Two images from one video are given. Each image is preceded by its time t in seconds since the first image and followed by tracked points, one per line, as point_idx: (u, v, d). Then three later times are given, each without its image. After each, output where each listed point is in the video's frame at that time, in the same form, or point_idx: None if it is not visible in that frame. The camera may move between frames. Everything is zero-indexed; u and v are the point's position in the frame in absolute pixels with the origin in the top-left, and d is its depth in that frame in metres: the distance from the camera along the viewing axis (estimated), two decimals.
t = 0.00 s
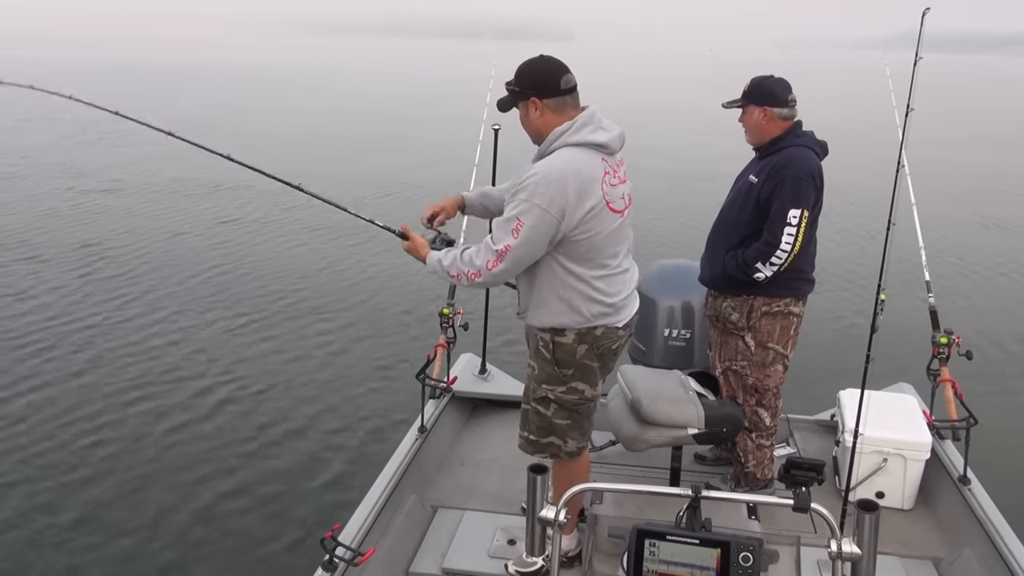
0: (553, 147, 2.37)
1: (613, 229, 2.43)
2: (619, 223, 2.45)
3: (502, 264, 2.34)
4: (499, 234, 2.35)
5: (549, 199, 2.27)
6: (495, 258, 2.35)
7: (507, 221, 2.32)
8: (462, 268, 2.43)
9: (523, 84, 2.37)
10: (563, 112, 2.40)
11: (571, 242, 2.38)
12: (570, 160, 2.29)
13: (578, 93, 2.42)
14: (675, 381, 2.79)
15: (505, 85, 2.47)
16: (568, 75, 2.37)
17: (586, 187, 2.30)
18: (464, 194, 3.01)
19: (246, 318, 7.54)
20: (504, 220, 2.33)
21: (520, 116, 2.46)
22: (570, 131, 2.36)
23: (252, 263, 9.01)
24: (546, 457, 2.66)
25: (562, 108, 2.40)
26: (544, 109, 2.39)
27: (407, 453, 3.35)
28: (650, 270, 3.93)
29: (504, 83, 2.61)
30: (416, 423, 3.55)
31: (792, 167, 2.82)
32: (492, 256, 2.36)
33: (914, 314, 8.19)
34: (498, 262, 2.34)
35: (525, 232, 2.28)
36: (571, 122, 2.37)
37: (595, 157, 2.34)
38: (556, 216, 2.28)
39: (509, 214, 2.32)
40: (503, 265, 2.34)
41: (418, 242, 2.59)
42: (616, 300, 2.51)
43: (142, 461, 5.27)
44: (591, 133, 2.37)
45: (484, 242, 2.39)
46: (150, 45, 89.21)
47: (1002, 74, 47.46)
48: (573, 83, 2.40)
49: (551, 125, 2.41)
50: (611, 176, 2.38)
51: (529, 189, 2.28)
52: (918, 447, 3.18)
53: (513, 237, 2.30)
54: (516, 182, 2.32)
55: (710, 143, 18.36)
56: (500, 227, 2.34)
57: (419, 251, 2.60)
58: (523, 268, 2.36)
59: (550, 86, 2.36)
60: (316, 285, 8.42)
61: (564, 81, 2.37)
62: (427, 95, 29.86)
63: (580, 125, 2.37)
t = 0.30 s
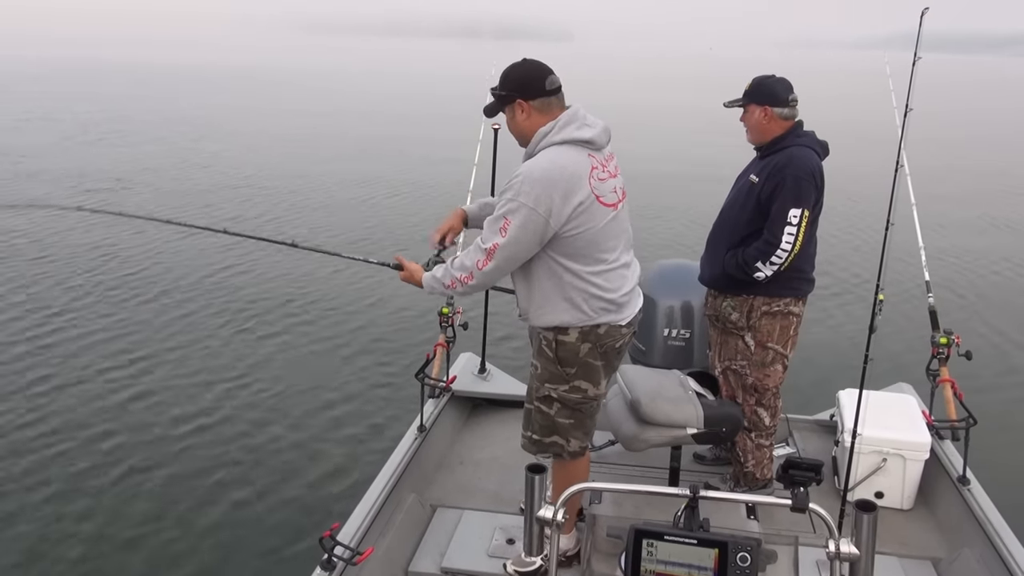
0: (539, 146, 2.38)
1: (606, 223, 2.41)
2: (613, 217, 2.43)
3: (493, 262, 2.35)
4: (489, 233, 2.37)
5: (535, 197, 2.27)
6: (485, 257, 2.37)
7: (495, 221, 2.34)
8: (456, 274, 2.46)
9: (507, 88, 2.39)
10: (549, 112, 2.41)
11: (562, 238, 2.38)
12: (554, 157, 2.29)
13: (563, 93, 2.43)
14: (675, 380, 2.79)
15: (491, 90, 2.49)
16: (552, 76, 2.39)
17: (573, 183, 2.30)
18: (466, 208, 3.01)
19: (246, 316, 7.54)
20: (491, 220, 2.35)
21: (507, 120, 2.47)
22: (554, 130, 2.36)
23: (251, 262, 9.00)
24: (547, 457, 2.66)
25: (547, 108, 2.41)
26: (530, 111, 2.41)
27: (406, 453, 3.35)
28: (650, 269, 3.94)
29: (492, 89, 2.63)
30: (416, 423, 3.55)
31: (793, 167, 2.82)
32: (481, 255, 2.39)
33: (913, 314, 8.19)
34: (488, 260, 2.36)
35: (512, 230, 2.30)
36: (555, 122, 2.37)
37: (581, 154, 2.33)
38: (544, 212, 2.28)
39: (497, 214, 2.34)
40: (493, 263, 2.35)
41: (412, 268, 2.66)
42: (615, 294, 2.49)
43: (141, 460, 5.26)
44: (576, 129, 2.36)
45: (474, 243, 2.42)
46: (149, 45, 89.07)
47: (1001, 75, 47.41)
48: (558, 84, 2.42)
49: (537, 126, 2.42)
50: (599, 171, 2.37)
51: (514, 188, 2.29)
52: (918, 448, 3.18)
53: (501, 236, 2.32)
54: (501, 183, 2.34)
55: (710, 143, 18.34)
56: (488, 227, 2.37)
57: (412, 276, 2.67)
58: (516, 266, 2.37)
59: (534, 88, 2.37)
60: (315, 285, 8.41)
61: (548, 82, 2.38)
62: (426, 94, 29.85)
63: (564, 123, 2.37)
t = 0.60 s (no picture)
0: (532, 149, 2.38)
1: (603, 221, 2.40)
2: (609, 214, 2.42)
3: (491, 267, 2.36)
4: (486, 237, 2.38)
5: (527, 199, 2.27)
6: (483, 262, 2.38)
7: (490, 225, 2.35)
8: (457, 283, 2.46)
9: (498, 92, 2.40)
10: (540, 115, 2.42)
11: (559, 239, 2.37)
12: (545, 158, 2.29)
13: (554, 95, 2.44)
14: (677, 381, 2.79)
15: (483, 96, 2.51)
16: (542, 79, 2.40)
17: (565, 183, 2.29)
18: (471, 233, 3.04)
19: (246, 314, 7.53)
20: (487, 224, 2.37)
21: (500, 126, 2.48)
22: (545, 131, 2.37)
23: (251, 260, 8.98)
24: (550, 457, 2.66)
25: (538, 112, 2.42)
26: (522, 114, 2.41)
27: (406, 451, 3.35)
28: (651, 268, 3.93)
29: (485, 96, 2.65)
30: (416, 422, 3.55)
31: (796, 165, 2.81)
32: (480, 260, 2.39)
33: (914, 313, 8.18)
34: (487, 265, 2.37)
35: (507, 234, 2.31)
36: (546, 123, 2.37)
37: (573, 153, 2.33)
38: (537, 214, 2.29)
39: (492, 219, 2.36)
40: (491, 267, 2.36)
41: (417, 287, 2.66)
42: (617, 292, 2.48)
43: (140, 459, 5.26)
44: (568, 130, 2.35)
45: (472, 250, 2.43)
46: (147, 44, 88.83)
47: (1001, 74, 47.29)
48: (549, 86, 2.42)
49: (529, 129, 2.43)
50: (592, 169, 2.36)
51: (507, 192, 2.30)
52: (919, 447, 3.18)
53: (497, 240, 2.33)
54: (494, 189, 2.35)
55: (711, 142, 18.30)
56: (485, 232, 2.38)
57: (419, 295, 2.67)
58: (514, 268, 2.37)
59: (525, 91, 2.37)
60: (315, 283, 8.40)
61: (538, 85, 2.38)
62: (425, 94, 29.81)
63: (554, 124, 2.37)
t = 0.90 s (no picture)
0: (529, 153, 2.38)
1: (605, 220, 2.39)
2: (611, 213, 2.40)
3: (493, 271, 2.37)
4: (487, 242, 2.39)
5: (526, 203, 2.27)
6: (486, 265, 2.39)
7: (490, 231, 2.36)
8: (463, 288, 2.48)
9: (495, 99, 2.40)
10: (537, 118, 2.41)
11: (560, 241, 2.37)
12: (542, 161, 2.29)
13: (550, 98, 2.43)
14: (681, 380, 2.79)
15: (480, 103, 2.50)
16: (537, 82, 2.39)
17: (564, 185, 2.28)
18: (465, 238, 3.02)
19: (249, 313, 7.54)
20: (487, 229, 2.37)
21: (497, 130, 2.48)
22: (542, 135, 2.36)
23: (255, 259, 8.98)
24: (557, 457, 2.65)
25: (535, 115, 2.41)
26: (518, 119, 2.41)
27: (409, 450, 3.35)
28: (654, 268, 3.92)
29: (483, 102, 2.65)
30: (420, 421, 3.55)
31: (800, 164, 2.80)
32: (482, 264, 2.40)
33: (919, 313, 8.15)
34: (489, 268, 2.38)
35: (507, 238, 2.31)
36: (542, 126, 2.37)
37: (570, 155, 2.32)
38: (537, 217, 2.28)
39: (491, 224, 2.36)
40: (494, 271, 2.37)
41: (428, 300, 2.67)
42: (623, 290, 2.47)
43: (143, 459, 5.26)
44: (564, 131, 2.34)
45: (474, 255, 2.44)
46: (152, 44, 89.00)
47: (1007, 73, 47.07)
48: (545, 89, 2.42)
49: (526, 133, 2.42)
50: (591, 169, 2.35)
51: (505, 197, 2.30)
52: (924, 447, 3.17)
53: (498, 245, 2.33)
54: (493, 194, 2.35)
55: (716, 141, 18.28)
56: (485, 237, 2.39)
57: (430, 308, 2.67)
58: (517, 272, 2.38)
59: (520, 95, 2.37)
60: (319, 281, 8.39)
61: (534, 88, 2.38)
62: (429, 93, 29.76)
63: (551, 127, 2.36)
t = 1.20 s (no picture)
0: (528, 153, 2.36)
1: (606, 220, 2.37)
2: (613, 212, 2.39)
3: (499, 275, 2.36)
4: (492, 247, 2.39)
5: (527, 205, 2.26)
6: (491, 271, 2.37)
7: (494, 234, 2.35)
8: (468, 292, 2.47)
9: (493, 100, 2.39)
10: (535, 118, 2.40)
11: (562, 241, 2.35)
12: (542, 162, 2.27)
13: (548, 97, 2.42)
14: (685, 378, 2.77)
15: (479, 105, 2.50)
16: (534, 82, 2.38)
17: (564, 185, 2.27)
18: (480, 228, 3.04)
19: (252, 311, 7.54)
20: (491, 232, 2.36)
21: (496, 133, 2.47)
22: (541, 135, 2.34)
23: (259, 256, 8.98)
24: (560, 456, 2.65)
25: (533, 114, 2.40)
26: (517, 119, 2.40)
27: (412, 447, 3.34)
28: (658, 266, 3.91)
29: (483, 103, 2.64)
30: (422, 418, 3.54)
31: (804, 162, 2.78)
32: (488, 268, 2.39)
33: (925, 312, 8.12)
34: (495, 274, 2.37)
35: (511, 241, 2.30)
36: (541, 126, 2.35)
37: (570, 155, 2.30)
38: (539, 218, 2.27)
39: (495, 227, 2.35)
40: (499, 276, 2.35)
41: (429, 293, 2.66)
42: (625, 289, 2.45)
43: (144, 458, 5.26)
44: (564, 131, 2.33)
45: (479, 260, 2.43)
46: (158, 40, 88.98)
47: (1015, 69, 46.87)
48: (542, 89, 2.41)
49: (526, 133, 2.41)
50: (592, 168, 2.33)
51: (507, 200, 2.29)
52: (929, 446, 3.15)
53: (502, 248, 2.32)
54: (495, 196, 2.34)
55: (720, 139, 18.24)
56: (490, 241, 2.37)
57: (431, 300, 2.66)
58: (521, 275, 2.36)
59: (518, 95, 2.36)
60: (323, 279, 8.39)
61: (530, 88, 2.37)
62: (434, 89, 29.73)
63: (550, 126, 2.34)
